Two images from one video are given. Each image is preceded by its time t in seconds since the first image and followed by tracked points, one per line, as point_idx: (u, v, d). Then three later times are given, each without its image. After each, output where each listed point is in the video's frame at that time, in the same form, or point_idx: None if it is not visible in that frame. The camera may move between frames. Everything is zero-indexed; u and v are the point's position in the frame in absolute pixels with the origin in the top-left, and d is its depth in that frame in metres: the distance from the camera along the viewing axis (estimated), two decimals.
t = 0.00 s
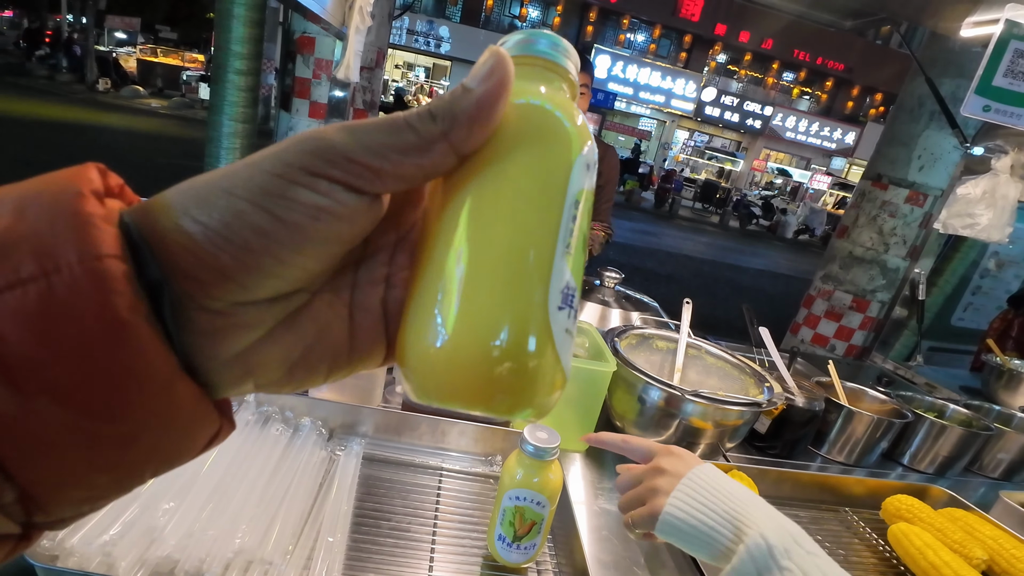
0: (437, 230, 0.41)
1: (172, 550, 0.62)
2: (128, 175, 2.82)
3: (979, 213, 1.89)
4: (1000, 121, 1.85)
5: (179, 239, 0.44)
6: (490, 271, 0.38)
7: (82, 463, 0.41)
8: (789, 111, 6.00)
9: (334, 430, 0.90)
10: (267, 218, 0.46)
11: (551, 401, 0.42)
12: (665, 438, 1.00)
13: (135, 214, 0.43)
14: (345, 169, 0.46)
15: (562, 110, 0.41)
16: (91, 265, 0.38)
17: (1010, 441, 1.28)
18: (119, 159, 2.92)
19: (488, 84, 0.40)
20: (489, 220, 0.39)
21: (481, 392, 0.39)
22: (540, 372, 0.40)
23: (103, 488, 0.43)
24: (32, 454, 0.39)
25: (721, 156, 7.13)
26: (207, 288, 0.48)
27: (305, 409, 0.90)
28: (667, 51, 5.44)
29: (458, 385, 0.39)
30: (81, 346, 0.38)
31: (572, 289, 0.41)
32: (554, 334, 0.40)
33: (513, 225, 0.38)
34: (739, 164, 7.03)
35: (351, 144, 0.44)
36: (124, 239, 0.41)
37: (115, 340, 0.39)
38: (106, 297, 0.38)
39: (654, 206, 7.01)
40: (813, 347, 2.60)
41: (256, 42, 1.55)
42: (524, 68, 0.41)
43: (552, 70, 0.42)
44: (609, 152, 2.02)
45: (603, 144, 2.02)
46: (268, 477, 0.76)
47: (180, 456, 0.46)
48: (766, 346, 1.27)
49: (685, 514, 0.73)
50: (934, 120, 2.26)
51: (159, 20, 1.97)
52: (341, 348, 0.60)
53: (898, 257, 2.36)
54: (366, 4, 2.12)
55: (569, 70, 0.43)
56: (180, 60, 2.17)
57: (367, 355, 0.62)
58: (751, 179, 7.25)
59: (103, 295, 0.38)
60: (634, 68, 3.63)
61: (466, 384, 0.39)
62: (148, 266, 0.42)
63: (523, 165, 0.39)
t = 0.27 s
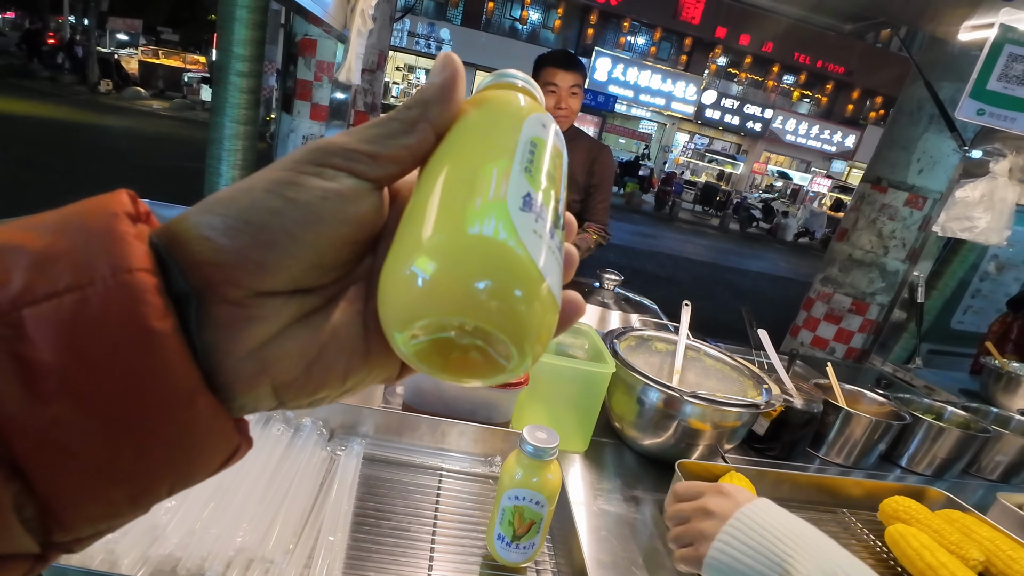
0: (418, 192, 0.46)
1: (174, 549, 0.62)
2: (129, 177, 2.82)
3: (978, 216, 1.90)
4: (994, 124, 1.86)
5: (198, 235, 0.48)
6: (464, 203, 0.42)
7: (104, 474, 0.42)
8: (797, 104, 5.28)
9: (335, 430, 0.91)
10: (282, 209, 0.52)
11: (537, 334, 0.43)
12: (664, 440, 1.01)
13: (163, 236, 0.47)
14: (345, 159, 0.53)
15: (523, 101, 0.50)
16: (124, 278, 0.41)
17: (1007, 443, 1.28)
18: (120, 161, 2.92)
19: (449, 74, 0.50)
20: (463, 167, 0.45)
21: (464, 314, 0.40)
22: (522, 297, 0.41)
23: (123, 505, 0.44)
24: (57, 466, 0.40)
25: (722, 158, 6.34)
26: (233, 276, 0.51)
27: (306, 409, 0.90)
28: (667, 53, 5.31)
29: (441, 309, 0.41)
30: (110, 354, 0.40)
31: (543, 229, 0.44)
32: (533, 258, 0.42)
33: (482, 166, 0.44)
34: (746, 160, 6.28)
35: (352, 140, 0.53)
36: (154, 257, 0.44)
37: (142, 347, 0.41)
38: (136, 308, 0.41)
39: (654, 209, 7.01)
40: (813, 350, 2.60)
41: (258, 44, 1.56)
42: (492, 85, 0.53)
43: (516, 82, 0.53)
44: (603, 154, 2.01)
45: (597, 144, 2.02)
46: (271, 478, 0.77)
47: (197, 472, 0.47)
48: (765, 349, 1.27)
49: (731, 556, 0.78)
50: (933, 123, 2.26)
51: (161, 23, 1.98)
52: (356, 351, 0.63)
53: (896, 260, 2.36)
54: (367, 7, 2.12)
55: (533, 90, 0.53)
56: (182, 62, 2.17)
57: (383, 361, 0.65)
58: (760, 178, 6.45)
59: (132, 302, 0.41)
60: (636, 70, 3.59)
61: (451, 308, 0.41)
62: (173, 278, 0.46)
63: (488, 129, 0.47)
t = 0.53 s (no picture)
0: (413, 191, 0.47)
1: (169, 548, 0.62)
2: (127, 178, 2.82)
3: (975, 218, 1.90)
4: (989, 126, 1.87)
5: (197, 230, 0.49)
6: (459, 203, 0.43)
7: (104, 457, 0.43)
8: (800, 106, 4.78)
9: (331, 430, 0.91)
10: (277, 205, 0.52)
11: (528, 332, 0.44)
12: (661, 441, 1.01)
13: (159, 228, 0.47)
14: (338, 159, 0.53)
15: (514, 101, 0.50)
16: (122, 268, 0.41)
17: (1004, 445, 1.28)
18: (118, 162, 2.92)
19: (441, 71, 0.50)
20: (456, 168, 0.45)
21: (459, 313, 0.42)
22: (514, 297, 0.42)
23: (123, 487, 0.45)
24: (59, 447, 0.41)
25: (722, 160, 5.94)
26: (227, 269, 0.51)
27: (302, 409, 0.90)
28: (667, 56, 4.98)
29: (437, 310, 0.42)
30: (107, 342, 0.41)
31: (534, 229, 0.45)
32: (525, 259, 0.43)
33: (473, 166, 0.44)
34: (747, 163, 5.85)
35: (346, 140, 0.53)
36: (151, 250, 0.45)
37: (140, 335, 0.42)
38: (133, 297, 0.41)
39: (654, 211, 7.01)
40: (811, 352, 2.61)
41: (258, 45, 1.56)
42: (483, 81, 0.52)
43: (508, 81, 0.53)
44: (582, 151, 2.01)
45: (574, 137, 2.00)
46: (267, 477, 0.77)
47: (195, 456, 0.48)
48: (762, 351, 1.27)
49: None
50: (931, 125, 2.26)
51: (162, 23, 2.01)
52: (347, 339, 0.63)
53: (894, 262, 2.37)
54: (366, 8, 2.13)
55: (523, 87, 0.53)
56: (182, 63, 2.15)
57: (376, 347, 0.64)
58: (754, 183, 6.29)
59: (129, 293, 0.41)
60: (635, 72, 3.62)
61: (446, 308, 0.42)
62: (172, 270, 0.46)
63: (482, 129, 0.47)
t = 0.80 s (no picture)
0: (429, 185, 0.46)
1: (165, 552, 0.62)
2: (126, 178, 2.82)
3: (975, 221, 1.90)
4: (992, 128, 1.86)
5: (203, 218, 0.47)
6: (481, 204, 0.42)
7: (112, 447, 0.42)
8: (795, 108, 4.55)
9: (330, 433, 0.91)
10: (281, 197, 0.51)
11: (553, 331, 0.44)
12: (661, 443, 1.00)
13: (161, 210, 0.45)
14: (351, 148, 0.51)
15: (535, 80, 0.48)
16: (123, 252, 0.40)
17: (1005, 448, 1.28)
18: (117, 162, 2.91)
19: (458, 52, 0.48)
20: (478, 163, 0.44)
21: (480, 315, 0.42)
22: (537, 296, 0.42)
23: (132, 476, 0.44)
24: (66, 438, 0.40)
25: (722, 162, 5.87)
26: (233, 261, 0.50)
27: (300, 411, 0.90)
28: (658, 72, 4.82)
29: (459, 311, 0.42)
30: (110, 329, 0.39)
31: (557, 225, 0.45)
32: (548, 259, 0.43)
33: (493, 160, 0.43)
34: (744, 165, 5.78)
35: (352, 129, 0.50)
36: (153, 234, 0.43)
37: (143, 322, 0.40)
38: (136, 283, 0.40)
39: (654, 212, 7.00)
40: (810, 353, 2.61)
41: (257, 45, 1.55)
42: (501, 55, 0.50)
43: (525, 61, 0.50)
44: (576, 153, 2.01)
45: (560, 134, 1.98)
46: (265, 480, 0.77)
47: (202, 443, 0.47)
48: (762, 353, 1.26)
49: None
50: (931, 127, 2.26)
51: (163, 23, 2.01)
52: (356, 329, 0.62)
53: (895, 264, 2.38)
54: (365, 9, 2.12)
55: (542, 54, 0.50)
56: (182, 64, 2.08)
57: (381, 334, 0.64)
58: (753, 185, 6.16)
59: (132, 279, 0.40)
60: (635, 74, 3.61)
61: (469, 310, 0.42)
62: (175, 255, 0.44)
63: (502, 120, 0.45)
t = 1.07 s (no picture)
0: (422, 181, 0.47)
1: (166, 552, 0.62)
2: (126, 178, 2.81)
3: (975, 222, 1.90)
4: (992, 132, 1.87)
5: (193, 210, 0.48)
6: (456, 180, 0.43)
7: (112, 439, 0.41)
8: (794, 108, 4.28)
9: (331, 434, 0.91)
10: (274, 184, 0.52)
11: (541, 300, 0.44)
12: (661, 445, 1.01)
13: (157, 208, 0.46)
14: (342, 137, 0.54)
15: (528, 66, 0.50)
16: (122, 246, 0.40)
17: (1004, 450, 1.28)
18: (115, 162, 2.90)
19: (442, 48, 0.50)
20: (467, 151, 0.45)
21: (468, 277, 0.42)
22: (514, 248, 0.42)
23: (131, 471, 0.43)
24: (64, 431, 0.39)
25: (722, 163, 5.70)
26: (228, 251, 0.51)
27: (301, 413, 0.90)
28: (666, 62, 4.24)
29: (445, 270, 0.42)
30: (108, 321, 0.39)
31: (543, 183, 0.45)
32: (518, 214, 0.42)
33: (488, 127, 0.44)
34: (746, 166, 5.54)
35: (345, 116, 0.54)
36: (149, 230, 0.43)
37: (140, 313, 0.40)
38: (134, 276, 0.40)
39: (653, 213, 7.00)
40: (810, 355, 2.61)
41: (258, 46, 1.56)
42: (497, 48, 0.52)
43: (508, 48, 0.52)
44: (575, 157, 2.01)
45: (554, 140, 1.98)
46: (265, 481, 0.77)
47: (202, 437, 0.47)
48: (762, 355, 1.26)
49: None
50: (931, 129, 2.26)
51: (163, 23, 2.05)
52: (354, 321, 0.64)
53: (895, 266, 2.39)
54: (366, 10, 2.12)
55: (537, 53, 0.53)
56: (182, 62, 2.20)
57: (379, 327, 0.66)
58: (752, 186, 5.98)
59: (127, 272, 0.40)
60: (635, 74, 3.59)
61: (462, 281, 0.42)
62: (170, 248, 0.44)
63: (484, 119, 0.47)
